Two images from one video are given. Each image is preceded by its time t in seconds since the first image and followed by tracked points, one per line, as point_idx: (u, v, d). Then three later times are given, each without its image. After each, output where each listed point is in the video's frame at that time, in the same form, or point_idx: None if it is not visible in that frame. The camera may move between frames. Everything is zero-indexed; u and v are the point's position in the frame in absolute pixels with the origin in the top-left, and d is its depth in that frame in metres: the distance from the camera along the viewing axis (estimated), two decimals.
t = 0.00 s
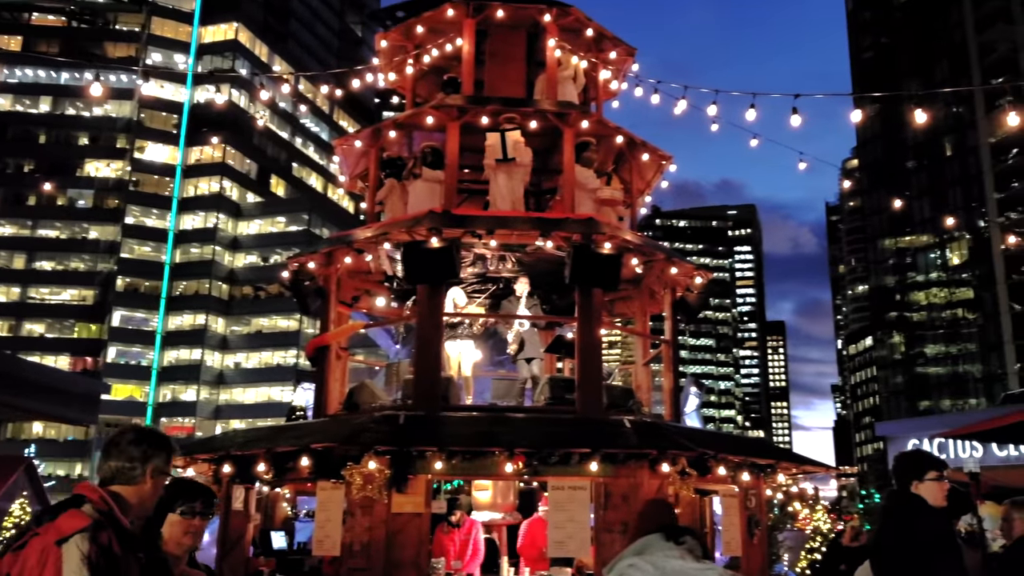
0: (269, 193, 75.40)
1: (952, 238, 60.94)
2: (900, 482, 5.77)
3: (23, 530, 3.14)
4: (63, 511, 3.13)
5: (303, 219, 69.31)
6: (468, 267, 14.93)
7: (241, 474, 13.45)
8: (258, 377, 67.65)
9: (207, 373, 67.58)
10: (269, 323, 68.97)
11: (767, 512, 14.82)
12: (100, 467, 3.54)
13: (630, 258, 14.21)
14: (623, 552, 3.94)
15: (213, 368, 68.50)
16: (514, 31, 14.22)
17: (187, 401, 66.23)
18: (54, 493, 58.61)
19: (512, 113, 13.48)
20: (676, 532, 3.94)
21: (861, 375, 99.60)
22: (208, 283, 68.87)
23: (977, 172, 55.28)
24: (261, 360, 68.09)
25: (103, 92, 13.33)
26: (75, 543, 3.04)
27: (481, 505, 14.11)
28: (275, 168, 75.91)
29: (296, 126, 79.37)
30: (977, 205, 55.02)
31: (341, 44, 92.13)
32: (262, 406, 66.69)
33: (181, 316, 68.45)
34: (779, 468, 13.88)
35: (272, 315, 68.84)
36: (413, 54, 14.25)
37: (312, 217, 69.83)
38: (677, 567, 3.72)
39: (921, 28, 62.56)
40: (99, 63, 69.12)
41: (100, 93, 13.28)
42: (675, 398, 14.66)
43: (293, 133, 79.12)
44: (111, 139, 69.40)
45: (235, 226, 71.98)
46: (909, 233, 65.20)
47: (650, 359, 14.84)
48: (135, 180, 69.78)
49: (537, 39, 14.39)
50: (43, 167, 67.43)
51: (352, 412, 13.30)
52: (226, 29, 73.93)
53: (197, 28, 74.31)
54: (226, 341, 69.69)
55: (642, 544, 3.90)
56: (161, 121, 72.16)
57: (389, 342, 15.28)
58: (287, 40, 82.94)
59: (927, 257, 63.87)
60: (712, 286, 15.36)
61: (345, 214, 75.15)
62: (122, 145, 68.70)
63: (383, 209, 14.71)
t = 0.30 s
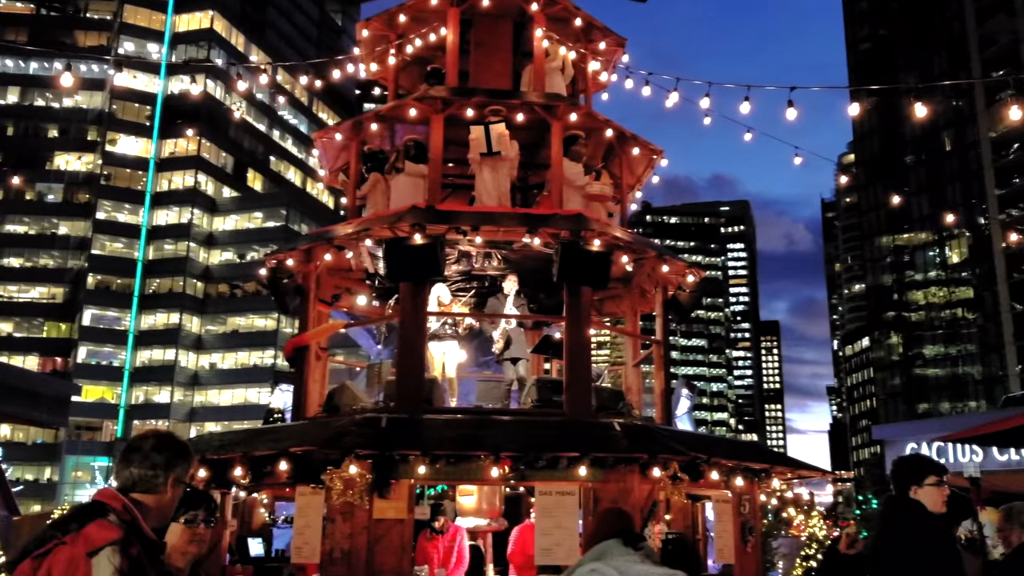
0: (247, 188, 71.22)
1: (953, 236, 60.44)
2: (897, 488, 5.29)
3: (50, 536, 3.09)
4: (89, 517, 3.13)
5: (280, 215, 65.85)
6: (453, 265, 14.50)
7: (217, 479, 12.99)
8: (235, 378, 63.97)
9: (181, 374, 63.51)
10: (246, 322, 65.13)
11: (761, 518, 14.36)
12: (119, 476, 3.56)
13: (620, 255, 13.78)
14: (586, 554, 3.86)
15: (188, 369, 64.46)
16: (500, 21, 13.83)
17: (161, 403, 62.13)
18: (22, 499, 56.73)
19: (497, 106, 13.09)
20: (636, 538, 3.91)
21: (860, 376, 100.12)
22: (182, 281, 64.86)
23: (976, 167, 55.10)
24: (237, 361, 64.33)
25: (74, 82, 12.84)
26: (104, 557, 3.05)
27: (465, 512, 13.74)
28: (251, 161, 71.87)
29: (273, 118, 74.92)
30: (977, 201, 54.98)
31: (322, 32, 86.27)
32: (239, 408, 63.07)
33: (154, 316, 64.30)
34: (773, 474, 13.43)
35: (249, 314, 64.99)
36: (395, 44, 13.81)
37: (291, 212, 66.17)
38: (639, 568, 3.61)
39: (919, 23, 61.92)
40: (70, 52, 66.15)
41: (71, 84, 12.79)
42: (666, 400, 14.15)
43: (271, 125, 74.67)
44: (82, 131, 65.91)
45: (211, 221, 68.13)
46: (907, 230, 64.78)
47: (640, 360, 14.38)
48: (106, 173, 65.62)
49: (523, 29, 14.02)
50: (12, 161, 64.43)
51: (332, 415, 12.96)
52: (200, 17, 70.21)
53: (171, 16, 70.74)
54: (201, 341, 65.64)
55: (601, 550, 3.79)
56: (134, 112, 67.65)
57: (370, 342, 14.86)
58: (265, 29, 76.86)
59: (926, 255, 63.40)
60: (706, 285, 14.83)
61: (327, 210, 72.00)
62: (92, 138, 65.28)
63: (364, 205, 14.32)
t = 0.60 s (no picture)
0: (229, 182, 68.61)
1: (959, 233, 60.03)
2: (903, 494, 5.00)
3: (80, 550, 2.95)
4: (114, 532, 2.93)
5: (265, 210, 63.72)
6: (443, 262, 14.11)
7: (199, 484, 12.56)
8: (216, 379, 61.80)
9: (161, 376, 61.48)
10: (229, 322, 62.94)
11: (762, 525, 13.89)
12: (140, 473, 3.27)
13: (617, 253, 13.39)
14: (556, 558, 3.98)
15: (167, 370, 62.26)
16: (494, 10, 13.45)
17: (140, 405, 60.21)
18: None
19: (490, 97, 12.73)
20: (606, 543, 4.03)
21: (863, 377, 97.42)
22: (162, 279, 62.48)
23: (985, 162, 54.73)
24: (219, 362, 62.15)
25: (50, 72, 12.37)
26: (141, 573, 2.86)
27: (456, 519, 13.23)
28: (234, 154, 69.31)
29: (257, 110, 71.49)
30: (987, 197, 54.45)
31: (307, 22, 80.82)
32: (221, 410, 61.04)
33: (133, 314, 61.84)
34: (774, 478, 13.01)
35: (231, 314, 62.86)
36: (384, 33, 13.41)
37: (275, 207, 64.17)
38: (605, 566, 3.67)
39: (924, 14, 61.69)
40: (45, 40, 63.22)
41: (48, 74, 12.32)
42: (664, 402, 13.66)
43: (255, 116, 71.38)
44: (58, 124, 62.80)
45: (192, 217, 65.65)
46: (913, 226, 64.38)
47: (638, 361, 13.95)
48: (82, 167, 63.05)
49: (517, 19, 13.64)
50: None
51: (318, 417, 12.58)
52: (181, 5, 67.50)
53: (151, 5, 68.14)
54: (181, 340, 63.55)
55: (573, 552, 3.88)
56: (112, 103, 64.43)
57: (357, 341, 14.42)
58: (249, 17, 72.68)
59: (932, 252, 63.03)
60: (706, 283, 14.32)
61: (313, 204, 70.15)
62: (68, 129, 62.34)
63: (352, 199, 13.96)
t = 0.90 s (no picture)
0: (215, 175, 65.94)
1: (971, 230, 59.21)
2: (917, 499, 4.81)
3: (106, 560, 2.93)
4: (141, 537, 2.95)
5: (251, 204, 61.50)
6: (437, 259, 13.64)
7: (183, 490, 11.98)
8: (200, 379, 58.82)
9: (144, 376, 58.66)
10: (213, 319, 60.34)
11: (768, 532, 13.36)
12: (169, 475, 3.33)
13: (618, 249, 12.95)
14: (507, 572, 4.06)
15: (149, 370, 59.38)
16: None
17: (122, 407, 57.17)
18: None
19: (487, 88, 12.34)
20: (561, 554, 4.09)
21: (871, 379, 95.09)
22: (144, 275, 60.03)
23: (997, 155, 54.30)
24: (203, 361, 59.42)
25: (30, 59, 11.89)
26: None
27: (450, 525, 12.76)
28: (219, 146, 66.45)
29: (244, 100, 68.85)
30: (999, 192, 54.21)
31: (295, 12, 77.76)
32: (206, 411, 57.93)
33: (114, 312, 59.40)
34: (781, 483, 12.51)
35: (217, 311, 60.26)
36: (377, 21, 13.01)
37: (262, 202, 61.87)
38: None
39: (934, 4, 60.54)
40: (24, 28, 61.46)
41: (27, 61, 11.85)
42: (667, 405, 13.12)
43: (241, 108, 68.90)
44: (37, 114, 61.00)
45: (175, 211, 63.16)
46: (923, 224, 64.22)
47: (639, 362, 13.50)
48: (61, 159, 60.93)
49: (515, 7, 13.28)
50: None
51: (307, 420, 12.17)
52: None
53: None
54: (164, 340, 60.82)
55: (524, 565, 4.02)
56: (92, 93, 62.59)
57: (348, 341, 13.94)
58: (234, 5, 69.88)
59: (942, 249, 62.22)
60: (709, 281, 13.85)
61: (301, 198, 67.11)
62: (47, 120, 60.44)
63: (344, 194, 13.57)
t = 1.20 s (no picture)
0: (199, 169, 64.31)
1: (985, 227, 58.36)
2: (931, 507, 4.74)
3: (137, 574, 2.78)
4: (171, 551, 2.82)
5: (238, 199, 59.91)
6: (432, 256, 13.13)
7: (167, 496, 11.49)
8: (185, 381, 58.02)
9: (127, 377, 57.53)
10: (199, 319, 59.11)
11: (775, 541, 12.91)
12: (200, 484, 3.20)
13: (619, 247, 12.51)
14: None
15: (132, 372, 58.29)
16: None
17: (104, 409, 56.22)
18: None
19: (483, 79, 11.92)
20: (503, 566, 4.15)
21: (882, 381, 92.21)
22: (128, 273, 58.76)
23: (1013, 149, 54.41)
24: (188, 363, 58.40)
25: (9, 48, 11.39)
26: None
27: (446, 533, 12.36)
28: (204, 139, 64.65)
29: (230, 92, 66.37)
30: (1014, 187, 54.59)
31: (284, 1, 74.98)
32: (190, 414, 57.01)
33: (95, 311, 58.05)
34: (788, 490, 12.05)
35: (201, 311, 59.11)
36: (369, 9, 12.57)
37: (249, 196, 60.29)
38: None
39: None
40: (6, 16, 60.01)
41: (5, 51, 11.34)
42: (670, 409, 12.56)
43: (227, 99, 66.42)
44: (17, 105, 59.33)
45: (159, 207, 61.63)
46: (934, 219, 62.37)
47: (641, 364, 13.08)
48: (41, 152, 59.02)
49: None
50: None
51: (297, 424, 11.80)
52: None
53: None
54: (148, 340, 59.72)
55: None
56: (73, 84, 60.44)
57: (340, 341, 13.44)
58: None
59: (955, 246, 61.08)
60: (714, 279, 13.40)
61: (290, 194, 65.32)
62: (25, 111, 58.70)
63: (334, 189, 13.18)
